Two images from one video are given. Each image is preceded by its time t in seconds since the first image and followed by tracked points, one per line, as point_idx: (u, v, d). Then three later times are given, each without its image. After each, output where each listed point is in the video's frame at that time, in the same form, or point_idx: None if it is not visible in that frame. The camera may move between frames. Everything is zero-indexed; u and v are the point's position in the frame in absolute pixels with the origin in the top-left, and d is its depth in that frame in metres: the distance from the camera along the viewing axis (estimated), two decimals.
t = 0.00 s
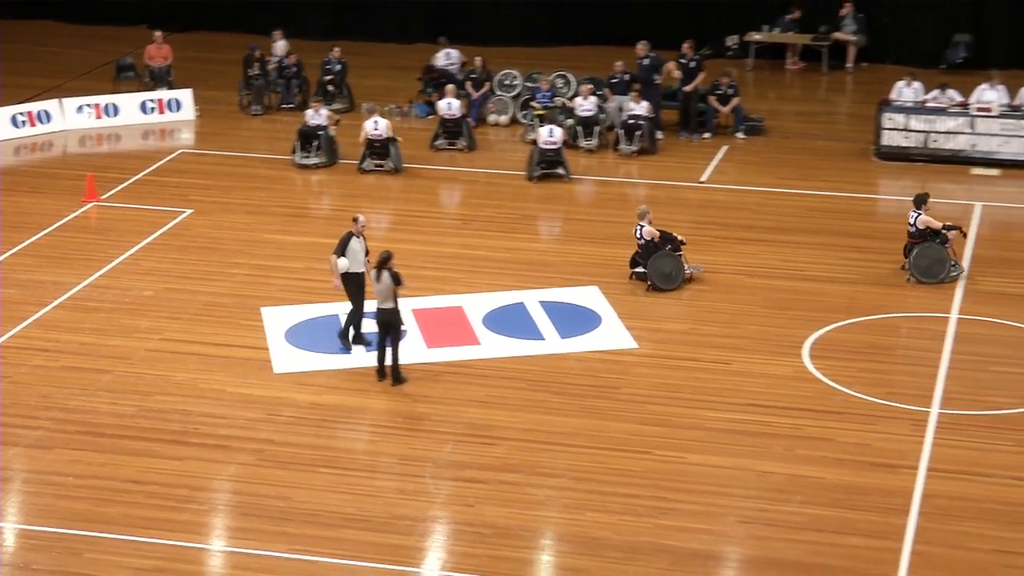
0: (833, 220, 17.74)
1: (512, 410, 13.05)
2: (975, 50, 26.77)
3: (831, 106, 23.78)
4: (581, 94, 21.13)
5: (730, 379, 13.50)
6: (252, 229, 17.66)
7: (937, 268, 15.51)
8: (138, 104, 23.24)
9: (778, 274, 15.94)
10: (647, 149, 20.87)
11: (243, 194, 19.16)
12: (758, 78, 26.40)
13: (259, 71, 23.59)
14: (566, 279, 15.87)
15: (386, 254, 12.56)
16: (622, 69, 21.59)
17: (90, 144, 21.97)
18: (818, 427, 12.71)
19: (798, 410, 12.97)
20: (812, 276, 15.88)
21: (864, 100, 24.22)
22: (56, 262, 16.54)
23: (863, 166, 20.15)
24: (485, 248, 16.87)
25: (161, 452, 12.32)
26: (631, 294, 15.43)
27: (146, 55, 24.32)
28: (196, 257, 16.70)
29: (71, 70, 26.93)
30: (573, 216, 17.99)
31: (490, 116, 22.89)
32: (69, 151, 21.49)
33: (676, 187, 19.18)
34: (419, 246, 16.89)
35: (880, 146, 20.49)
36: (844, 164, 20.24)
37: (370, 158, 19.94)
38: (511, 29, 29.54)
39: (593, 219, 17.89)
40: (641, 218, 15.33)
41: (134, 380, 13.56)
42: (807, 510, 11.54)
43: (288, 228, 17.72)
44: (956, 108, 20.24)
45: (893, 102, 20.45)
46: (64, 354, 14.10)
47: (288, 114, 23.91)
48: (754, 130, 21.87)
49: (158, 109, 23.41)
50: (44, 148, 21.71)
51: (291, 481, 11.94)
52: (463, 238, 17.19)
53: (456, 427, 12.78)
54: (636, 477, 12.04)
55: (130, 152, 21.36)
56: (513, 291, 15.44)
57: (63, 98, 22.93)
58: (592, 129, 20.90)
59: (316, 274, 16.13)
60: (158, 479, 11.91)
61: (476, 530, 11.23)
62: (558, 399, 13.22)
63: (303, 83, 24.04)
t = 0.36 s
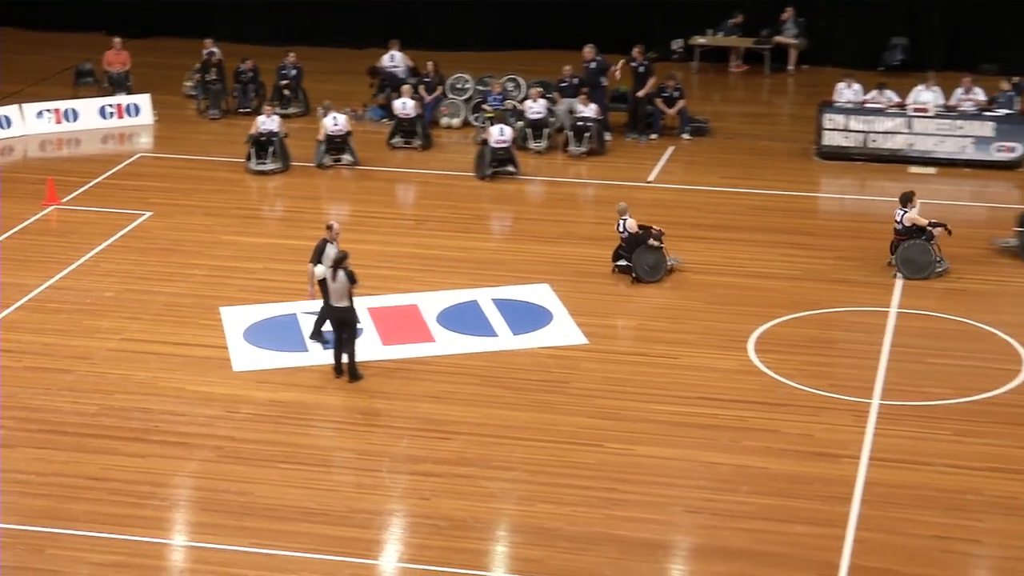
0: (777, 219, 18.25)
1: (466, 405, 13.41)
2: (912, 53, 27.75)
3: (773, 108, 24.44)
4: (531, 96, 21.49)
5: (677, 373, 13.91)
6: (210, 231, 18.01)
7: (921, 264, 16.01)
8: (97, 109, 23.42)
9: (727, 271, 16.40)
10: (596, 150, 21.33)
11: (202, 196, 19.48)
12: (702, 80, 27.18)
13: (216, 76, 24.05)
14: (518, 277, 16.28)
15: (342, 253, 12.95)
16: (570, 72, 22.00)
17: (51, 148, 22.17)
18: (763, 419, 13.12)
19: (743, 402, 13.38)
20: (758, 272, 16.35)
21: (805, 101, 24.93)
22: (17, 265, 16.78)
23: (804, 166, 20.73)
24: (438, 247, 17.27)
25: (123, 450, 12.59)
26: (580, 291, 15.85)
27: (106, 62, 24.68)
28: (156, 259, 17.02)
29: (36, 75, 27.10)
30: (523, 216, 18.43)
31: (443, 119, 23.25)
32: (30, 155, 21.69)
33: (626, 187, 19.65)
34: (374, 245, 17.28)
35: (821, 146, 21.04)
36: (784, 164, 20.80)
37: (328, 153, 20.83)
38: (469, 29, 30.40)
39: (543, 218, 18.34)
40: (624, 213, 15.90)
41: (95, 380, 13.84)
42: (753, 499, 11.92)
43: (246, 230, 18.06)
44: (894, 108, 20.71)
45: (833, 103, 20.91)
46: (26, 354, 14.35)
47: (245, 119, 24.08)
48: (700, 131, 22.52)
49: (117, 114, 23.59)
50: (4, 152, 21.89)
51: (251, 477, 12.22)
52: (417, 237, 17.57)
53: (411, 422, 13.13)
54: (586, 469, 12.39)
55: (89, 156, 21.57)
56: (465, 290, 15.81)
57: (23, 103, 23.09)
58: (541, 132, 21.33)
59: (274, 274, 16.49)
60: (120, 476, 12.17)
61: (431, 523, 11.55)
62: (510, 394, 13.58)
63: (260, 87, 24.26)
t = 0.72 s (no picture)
0: (726, 216, 18.73)
1: (424, 399, 13.78)
2: (854, 55, 28.66)
3: (720, 108, 25.03)
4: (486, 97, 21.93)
5: (630, 366, 14.33)
6: (172, 232, 18.33)
7: (909, 259, 16.50)
8: (61, 113, 23.59)
9: (678, 268, 16.85)
10: (549, 150, 21.80)
11: (165, 198, 19.79)
12: (652, 82, 27.86)
13: (177, 80, 24.41)
14: (474, 275, 16.68)
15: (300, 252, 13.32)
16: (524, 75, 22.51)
17: (15, 151, 22.36)
18: (712, 410, 13.53)
19: (694, 394, 13.80)
20: (710, 269, 16.80)
21: (751, 101, 25.55)
22: None
23: (751, 165, 21.22)
24: (396, 245, 17.68)
25: (89, 446, 12.87)
26: (535, 288, 16.28)
27: (69, 66, 24.91)
28: (120, 260, 17.32)
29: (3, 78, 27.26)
30: (478, 215, 18.84)
31: (400, 121, 23.60)
32: None
33: (583, 186, 20.11)
34: (334, 245, 17.67)
35: (767, 145, 21.52)
36: (731, 163, 21.31)
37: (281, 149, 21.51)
38: (431, 30, 31.10)
39: (498, 217, 18.76)
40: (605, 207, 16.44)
41: (61, 378, 14.13)
42: (703, 488, 12.31)
43: (208, 230, 18.39)
44: (836, 108, 21.21)
45: (778, 103, 21.38)
46: None
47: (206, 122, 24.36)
48: (650, 132, 22.97)
49: (80, 117, 23.77)
50: None
51: (215, 472, 12.52)
52: (376, 237, 17.94)
53: (371, 417, 13.47)
54: (542, 461, 12.76)
55: (54, 159, 21.79)
56: (422, 287, 16.21)
57: None
58: (495, 133, 21.79)
59: (237, 274, 16.83)
60: (86, 472, 12.45)
61: (392, 514, 11.88)
62: (467, 388, 13.96)
63: (220, 91, 24.57)
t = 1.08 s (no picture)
0: (685, 214, 19.23)
1: (393, 394, 14.19)
2: (807, 57, 29.28)
3: (679, 109, 25.63)
4: (451, 99, 22.46)
5: (593, 361, 14.78)
6: (146, 232, 18.68)
7: (904, 255, 16.95)
8: (35, 117, 23.87)
9: (642, 266, 17.32)
10: (513, 151, 22.30)
11: (138, 200, 20.14)
12: (612, 84, 28.49)
13: (150, 85, 24.50)
14: (441, 273, 17.12)
15: (275, 250, 13.85)
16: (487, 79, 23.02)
17: None
18: (673, 402, 13.98)
19: (655, 387, 14.25)
20: (672, 266, 17.27)
21: (707, 103, 26.15)
22: None
23: (708, 165, 21.74)
24: (365, 245, 18.13)
25: (65, 442, 13.21)
26: (501, 285, 16.73)
27: (42, 71, 25.17)
28: (94, 260, 17.66)
29: None
30: (443, 215, 19.30)
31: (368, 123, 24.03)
32: None
33: (545, 187, 20.64)
34: (304, 245, 18.10)
35: (724, 146, 22.05)
36: (688, 162, 21.86)
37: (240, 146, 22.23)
38: (403, 29, 31.52)
39: (463, 217, 19.21)
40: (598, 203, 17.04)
41: (37, 375, 14.46)
42: (664, 478, 12.73)
43: (181, 230, 18.77)
44: (791, 109, 21.75)
45: (734, 104, 21.92)
46: None
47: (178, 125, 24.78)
48: (611, 133, 23.46)
49: (55, 121, 24.08)
50: None
51: (189, 466, 12.87)
52: (345, 238, 18.38)
53: (342, 412, 13.86)
54: (508, 453, 13.16)
55: (28, 162, 22.09)
56: (390, 286, 16.67)
57: None
58: (459, 135, 22.29)
59: (210, 273, 17.20)
60: (63, 467, 12.78)
61: (362, 506, 12.24)
62: (435, 383, 14.37)
63: (193, 95, 25.03)
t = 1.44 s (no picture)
0: (651, 212, 19.73)
1: (367, 389, 14.59)
2: (766, 60, 30.16)
3: (642, 111, 26.20)
4: (422, 102, 22.98)
5: (561, 356, 15.23)
6: (124, 233, 19.02)
7: (899, 251, 17.56)
8: (14, 121, 24.12)
9: (608, 263, 17.80)
10: (482, 153, 22.76)
11: (116, 201, 20.46)
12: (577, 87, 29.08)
13: (127, 89, 25.02)
14: (413, 272, 17.55)
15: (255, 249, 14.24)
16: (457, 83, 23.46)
17: None
18: (639, 395, 14.41)
19: (621, 381, 14.70)
20: (639, 265, 17.75)
21: (670, 105, 26.74)
22: None
23: (671, 165, 22.27)
24: (338, 244, 18.54)
25: (46, 438, 13.54)
26: (472, 284, 17.18)
27: (21, 76, 25.43)
28: (73, 260, 17.98)
29: None
30: (413, 215, 19.75)
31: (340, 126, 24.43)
32: None
33: (511, 186, 21.14)
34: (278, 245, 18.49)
35: (687, 146, 22.59)
36: (652, 162, 22.40)
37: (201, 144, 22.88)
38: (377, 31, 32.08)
39: (435, 217, 19.66)
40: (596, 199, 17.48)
41: (18, 374, 14.78)
42: (631, 469, 13.14)
43: (159, 231, 19.12)
44: (751, 110, 22.32)
45: (696, 106, 22.44)
46: None
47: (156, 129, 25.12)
48: (576, 134, 23.95)
49: (34, 125, 24.34)
50: None
51: (167, 461, 13.21)
52: (319, 238, 18.80)
53: (317, 407, 14.23)
54: (479, 446, 13.54)
55: (8, 164, 22.36)
56: (363, 285, 17.10)
57: None
58: (430, 137, 22.80)
59: (187, 272, 17.56)
60: (44, 462, 13.10)
61: (337, 498, 12.58)
62: (408, 378, 14.79)
63: (169, 99, 25.37)
